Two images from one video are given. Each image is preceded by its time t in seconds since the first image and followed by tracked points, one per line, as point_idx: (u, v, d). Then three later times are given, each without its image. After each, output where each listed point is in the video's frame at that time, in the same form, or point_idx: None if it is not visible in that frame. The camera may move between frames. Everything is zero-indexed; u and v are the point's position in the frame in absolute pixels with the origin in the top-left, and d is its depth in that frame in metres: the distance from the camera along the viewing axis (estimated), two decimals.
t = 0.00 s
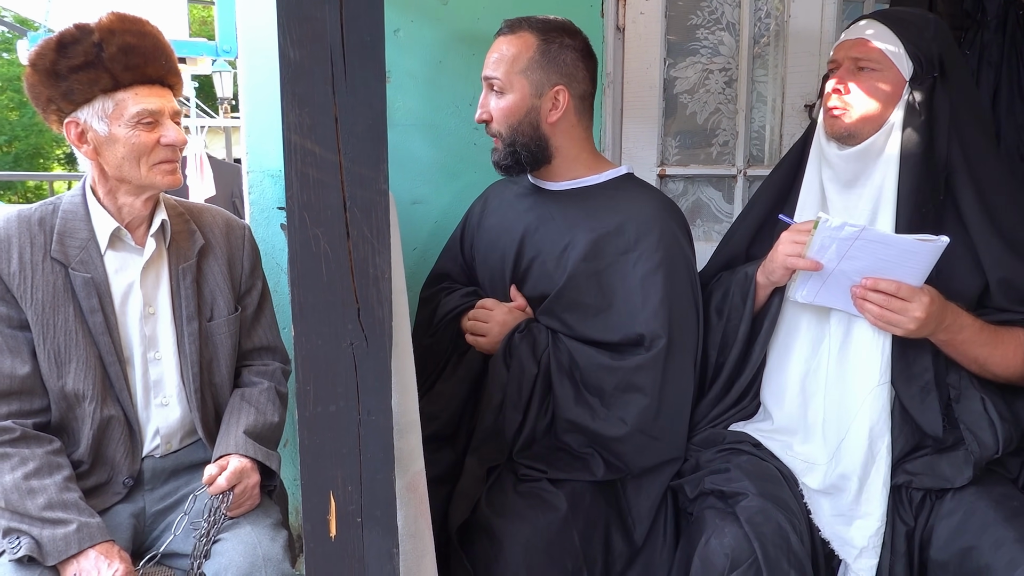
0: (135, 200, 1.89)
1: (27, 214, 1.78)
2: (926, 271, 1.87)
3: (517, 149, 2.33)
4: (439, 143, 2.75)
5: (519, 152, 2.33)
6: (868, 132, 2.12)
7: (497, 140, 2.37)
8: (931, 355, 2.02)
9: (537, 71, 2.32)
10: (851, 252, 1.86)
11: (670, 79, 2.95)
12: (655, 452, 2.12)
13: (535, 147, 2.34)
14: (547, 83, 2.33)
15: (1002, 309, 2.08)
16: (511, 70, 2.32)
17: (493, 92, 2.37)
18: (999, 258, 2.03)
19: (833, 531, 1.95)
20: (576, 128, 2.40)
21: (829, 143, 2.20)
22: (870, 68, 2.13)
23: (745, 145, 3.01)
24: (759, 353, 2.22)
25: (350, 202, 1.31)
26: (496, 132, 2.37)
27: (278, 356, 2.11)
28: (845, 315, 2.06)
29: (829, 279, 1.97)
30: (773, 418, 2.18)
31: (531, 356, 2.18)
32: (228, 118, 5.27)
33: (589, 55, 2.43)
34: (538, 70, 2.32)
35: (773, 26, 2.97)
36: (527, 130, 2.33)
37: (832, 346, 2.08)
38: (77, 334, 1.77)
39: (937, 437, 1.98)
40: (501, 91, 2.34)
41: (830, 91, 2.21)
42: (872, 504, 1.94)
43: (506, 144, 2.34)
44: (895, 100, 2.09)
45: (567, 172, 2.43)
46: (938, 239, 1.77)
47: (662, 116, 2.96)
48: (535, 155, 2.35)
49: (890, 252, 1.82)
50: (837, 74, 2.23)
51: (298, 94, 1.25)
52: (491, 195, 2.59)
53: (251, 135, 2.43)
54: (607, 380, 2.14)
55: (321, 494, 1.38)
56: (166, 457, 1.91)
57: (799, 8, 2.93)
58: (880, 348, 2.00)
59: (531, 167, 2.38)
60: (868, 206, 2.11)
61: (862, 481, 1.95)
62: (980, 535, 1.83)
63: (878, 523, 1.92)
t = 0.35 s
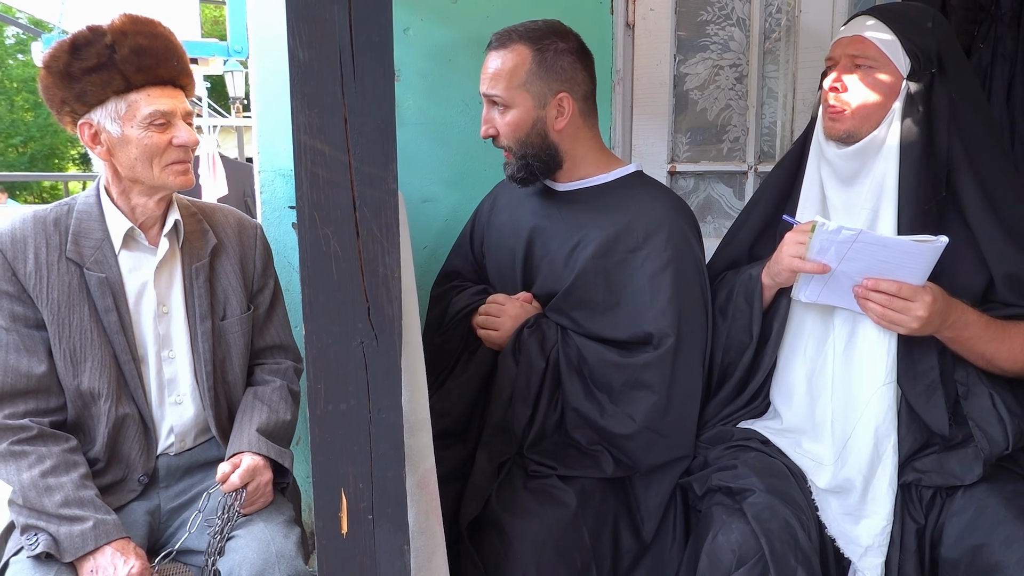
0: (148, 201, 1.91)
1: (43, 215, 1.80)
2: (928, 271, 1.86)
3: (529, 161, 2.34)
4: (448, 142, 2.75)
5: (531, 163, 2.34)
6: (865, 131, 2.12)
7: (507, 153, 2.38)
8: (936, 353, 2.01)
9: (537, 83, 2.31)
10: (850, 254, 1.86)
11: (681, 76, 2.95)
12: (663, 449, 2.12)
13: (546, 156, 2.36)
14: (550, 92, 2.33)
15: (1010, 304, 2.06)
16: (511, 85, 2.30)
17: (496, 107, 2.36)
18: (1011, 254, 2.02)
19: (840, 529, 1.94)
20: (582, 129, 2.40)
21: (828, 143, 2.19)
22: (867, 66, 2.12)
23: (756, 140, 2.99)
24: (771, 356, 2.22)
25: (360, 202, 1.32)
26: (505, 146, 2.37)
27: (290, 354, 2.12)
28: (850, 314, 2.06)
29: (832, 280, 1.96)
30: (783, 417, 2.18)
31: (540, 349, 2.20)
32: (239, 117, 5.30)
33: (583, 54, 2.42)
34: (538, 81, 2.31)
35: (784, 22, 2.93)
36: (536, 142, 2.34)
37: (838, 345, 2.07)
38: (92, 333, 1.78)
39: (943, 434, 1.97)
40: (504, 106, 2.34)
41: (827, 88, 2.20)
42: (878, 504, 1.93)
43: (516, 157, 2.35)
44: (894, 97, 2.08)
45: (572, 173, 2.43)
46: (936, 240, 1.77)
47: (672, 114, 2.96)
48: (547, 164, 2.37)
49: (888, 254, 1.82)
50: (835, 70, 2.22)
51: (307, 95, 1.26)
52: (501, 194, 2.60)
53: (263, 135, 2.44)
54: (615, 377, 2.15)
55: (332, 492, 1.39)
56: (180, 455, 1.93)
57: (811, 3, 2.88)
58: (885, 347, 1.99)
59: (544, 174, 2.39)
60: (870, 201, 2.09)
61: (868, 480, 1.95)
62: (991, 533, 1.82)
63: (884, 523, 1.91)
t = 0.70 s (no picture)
0: (153, 203, 1.92)
1: (50, 219, 1.81)
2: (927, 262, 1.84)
3: (537, 156, 2.34)
4: (454, 143, 2.75)
5: (538, 159, 2.34)
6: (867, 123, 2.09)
7: (514, 148, 2.37)
8: (938, 352, 1.98)
9: (550, 78, 2.32)
10: (842, 248, 1.87)
11: (686, 75, 2.94)
12: (669, 451, 2.12)
13: (555, 153, 2.35)
14: (563, 88, 2.33)
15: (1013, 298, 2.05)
16: (525, 79, 2.31)
17: (508, 100, 2.36)
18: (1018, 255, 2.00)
19: (838, 533, 1.93)
20: (593, 128, 2.40)
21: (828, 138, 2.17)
22: (869, 62, 2.09)
23: (762, 139, 2.97)
24: (768, 358, 2.21)
25: (360, 204, 1.32)
26: (513, 141, 2.36)
27: (296, 357, 2.13)
28: (852, 308, 2.05)
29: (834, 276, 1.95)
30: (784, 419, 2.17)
31: (546, 350, 2.19)
32: (247, 118, 5.32)
33: (599, 53, 2.43)
34: (552, 76, 2.32)
35: (790, 20, 2.91)
36: (546, 137, 2.33)
37: (839, 342, 2.07)
38: (99, 335, 1.79)
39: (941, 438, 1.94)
40: (517, 100, 2.34)
41: (827, 85, 2.16)
42: (875, 506, 1.92)
43: (524, 152, 2.34)
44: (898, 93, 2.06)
45: (582, 172, 2.43)
46: (927, 230, 1.78)
47: (677, 113, 2.95)
48: (555, 161, 2.36)
49: (880, 245, 1.83)
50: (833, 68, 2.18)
51: (307, 97, 1.26)
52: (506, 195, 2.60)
53: (269, 138, 2.45)
54: (621, 378, 2.14)
55: (333, 494, 1.39)
56: (186, 457, 1.94)
57: (817, 2, 2.86)
58: (887, 343, 1.98)
59: (551, 171, 2.38)
60: (870, 198, 2.08)
61: (867, 481, 1.94)
62: (990, 544, 1.80)
63: (882, 526, 1.89)
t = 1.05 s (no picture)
0: (151, 204, 1.93)
1: (48, 221, 1.82)
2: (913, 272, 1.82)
3: (535, 159, 2.34)
4: (452, 145, 2.76)
5: (537, 162, 2.34)
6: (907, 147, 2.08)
7: (513, 151, 2.37)
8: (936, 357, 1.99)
9: (548, 80, 2.32)
10: (824, 264, 1.87)
11: (685, 77, 2.94)
12: (666, 454, 2.11)
13: (553, 155, 2.35)
14: (561, 90, 2.33)
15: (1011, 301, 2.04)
16: (522, 81, 2.32)
17: (506, 102, 2.36)
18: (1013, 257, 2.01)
19: (838, 535, 1.94)
20: (591, 131, 2.40)
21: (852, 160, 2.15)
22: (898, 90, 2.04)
23: (760, 141, 2.98)
24: (772, 365, 2.18)
25: (355, 205, 1.32)
26: (512, 142, 2.37)
27: (293, 359, 2.12)
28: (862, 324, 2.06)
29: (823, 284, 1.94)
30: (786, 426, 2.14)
31: (544, 353, 2.18)
32: (246, 120, 5.33)
33: (597, 55, 2.42)
34: (550, 78, 2.32)
35: (789, 22, 2.92)
36: (544, 139, 2.34)
37: (845, 352, 2.06)
38: (96, 337, 1.79)
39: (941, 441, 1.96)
40: (515, 102, 2.34)
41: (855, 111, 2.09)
42: (877, 513, 1.91)
43: (523, 154, 2.34)
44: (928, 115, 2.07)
45: (580, 174, 2.43)
46: (907, 250, 1.77)
47: (676, 115, 2.95)
48: (554, 164, 2.36)
49: (861, 264, 1.82)
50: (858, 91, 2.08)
51: (301, 99, 1.26)
52: (504, 197, 2.60)
53: (266, 140, 2.45)
54: (621, 382, 2.14)
55: (328, 495, 1.39)
56: (183, 458, 1.93)
57: (815, 4, 2.86)
58: (888, 358, 1.98)
59: (550, 174, 2.38)
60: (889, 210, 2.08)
61: (868, 492, 1.92)
62: (990, 541, 1.80)
63: (884, 532, 1.90)
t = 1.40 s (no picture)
0: (151, 203, 1.93)
1: (47, 220, 1.82)
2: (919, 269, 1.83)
3: (536, 156, 2.34)
4: (452, 144, 2.76)
5: (537, 159, 2.34)
6: (859, 132, 2.11)
7: (513, 147, 2.37)
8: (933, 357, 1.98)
9: (550, 78, 2.32)
10: (832, 260, 1.85)
11: (684, 77, 2.94)
12: (665, 451, 2.11)
13: (554, 153, 2.35)
14: (563, 88, 2.34)
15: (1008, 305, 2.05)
16: (524, 78, 2.32)
17: (507, 100, 2.36)
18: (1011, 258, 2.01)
19: (839, 533, 1.95)
20: (591, 129, 2.40)
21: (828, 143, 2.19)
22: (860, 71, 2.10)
23: (759, 141, 2.98)
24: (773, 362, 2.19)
25: (354, 204, 1.32)
26: (512, 139, 2.36)
27: (292, 358, 2.12)
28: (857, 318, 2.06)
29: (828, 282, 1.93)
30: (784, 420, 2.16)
31: (543, 351, 2.19)
32: (245, 120, 5.32)
33: (599, 53, 2.43)
34: (552, 75, 2.32)
35: (788, 22, 2.92)
36: (544, 137, 2.34)
37: (843, 346, 2.07)
38: (96, 335, 1.79)
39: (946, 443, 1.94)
40: (517, 100, 2.34)
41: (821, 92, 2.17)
42: (879, 513, 1.92)
43: (523, 152, 2.34)
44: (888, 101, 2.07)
45: (581, 173, 2.43)
46: (916, 244, 1.76)
47: (675, 114, 2.95)
48: (554, 161, 2.36)
49: (870, 259, 1.81)
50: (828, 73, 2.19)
51: (300, 98, 1.27)
52: (504, 196, 2.60)
53: (266, 139, 2.45)
54: (618, 379, 2.14)
55: (328, 494, 1.40)
56: (183, 458, 1.93)
57: (814, 4, 2.86)
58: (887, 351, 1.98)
59: (550, 171, 2.38)
60: (867, 204, 2.10)
61: (869, 490, 1.94)
62: (993, 539, 1.81)
63: (884, 531, 1.90)
